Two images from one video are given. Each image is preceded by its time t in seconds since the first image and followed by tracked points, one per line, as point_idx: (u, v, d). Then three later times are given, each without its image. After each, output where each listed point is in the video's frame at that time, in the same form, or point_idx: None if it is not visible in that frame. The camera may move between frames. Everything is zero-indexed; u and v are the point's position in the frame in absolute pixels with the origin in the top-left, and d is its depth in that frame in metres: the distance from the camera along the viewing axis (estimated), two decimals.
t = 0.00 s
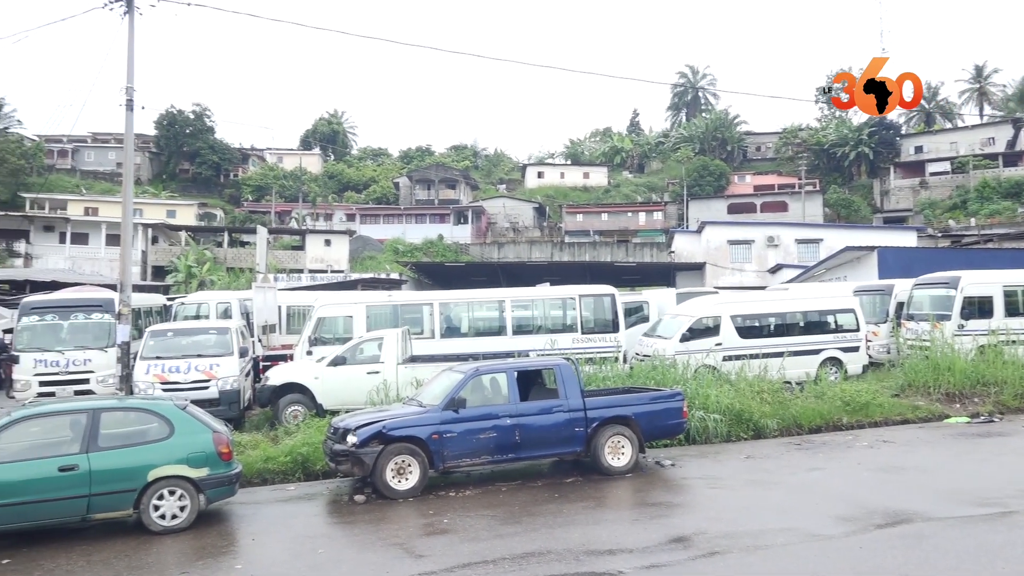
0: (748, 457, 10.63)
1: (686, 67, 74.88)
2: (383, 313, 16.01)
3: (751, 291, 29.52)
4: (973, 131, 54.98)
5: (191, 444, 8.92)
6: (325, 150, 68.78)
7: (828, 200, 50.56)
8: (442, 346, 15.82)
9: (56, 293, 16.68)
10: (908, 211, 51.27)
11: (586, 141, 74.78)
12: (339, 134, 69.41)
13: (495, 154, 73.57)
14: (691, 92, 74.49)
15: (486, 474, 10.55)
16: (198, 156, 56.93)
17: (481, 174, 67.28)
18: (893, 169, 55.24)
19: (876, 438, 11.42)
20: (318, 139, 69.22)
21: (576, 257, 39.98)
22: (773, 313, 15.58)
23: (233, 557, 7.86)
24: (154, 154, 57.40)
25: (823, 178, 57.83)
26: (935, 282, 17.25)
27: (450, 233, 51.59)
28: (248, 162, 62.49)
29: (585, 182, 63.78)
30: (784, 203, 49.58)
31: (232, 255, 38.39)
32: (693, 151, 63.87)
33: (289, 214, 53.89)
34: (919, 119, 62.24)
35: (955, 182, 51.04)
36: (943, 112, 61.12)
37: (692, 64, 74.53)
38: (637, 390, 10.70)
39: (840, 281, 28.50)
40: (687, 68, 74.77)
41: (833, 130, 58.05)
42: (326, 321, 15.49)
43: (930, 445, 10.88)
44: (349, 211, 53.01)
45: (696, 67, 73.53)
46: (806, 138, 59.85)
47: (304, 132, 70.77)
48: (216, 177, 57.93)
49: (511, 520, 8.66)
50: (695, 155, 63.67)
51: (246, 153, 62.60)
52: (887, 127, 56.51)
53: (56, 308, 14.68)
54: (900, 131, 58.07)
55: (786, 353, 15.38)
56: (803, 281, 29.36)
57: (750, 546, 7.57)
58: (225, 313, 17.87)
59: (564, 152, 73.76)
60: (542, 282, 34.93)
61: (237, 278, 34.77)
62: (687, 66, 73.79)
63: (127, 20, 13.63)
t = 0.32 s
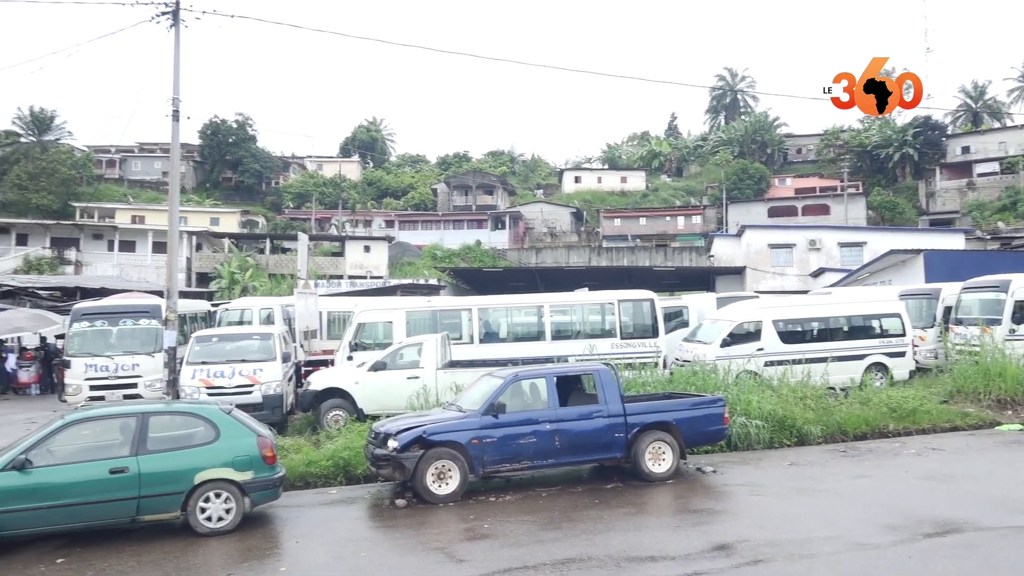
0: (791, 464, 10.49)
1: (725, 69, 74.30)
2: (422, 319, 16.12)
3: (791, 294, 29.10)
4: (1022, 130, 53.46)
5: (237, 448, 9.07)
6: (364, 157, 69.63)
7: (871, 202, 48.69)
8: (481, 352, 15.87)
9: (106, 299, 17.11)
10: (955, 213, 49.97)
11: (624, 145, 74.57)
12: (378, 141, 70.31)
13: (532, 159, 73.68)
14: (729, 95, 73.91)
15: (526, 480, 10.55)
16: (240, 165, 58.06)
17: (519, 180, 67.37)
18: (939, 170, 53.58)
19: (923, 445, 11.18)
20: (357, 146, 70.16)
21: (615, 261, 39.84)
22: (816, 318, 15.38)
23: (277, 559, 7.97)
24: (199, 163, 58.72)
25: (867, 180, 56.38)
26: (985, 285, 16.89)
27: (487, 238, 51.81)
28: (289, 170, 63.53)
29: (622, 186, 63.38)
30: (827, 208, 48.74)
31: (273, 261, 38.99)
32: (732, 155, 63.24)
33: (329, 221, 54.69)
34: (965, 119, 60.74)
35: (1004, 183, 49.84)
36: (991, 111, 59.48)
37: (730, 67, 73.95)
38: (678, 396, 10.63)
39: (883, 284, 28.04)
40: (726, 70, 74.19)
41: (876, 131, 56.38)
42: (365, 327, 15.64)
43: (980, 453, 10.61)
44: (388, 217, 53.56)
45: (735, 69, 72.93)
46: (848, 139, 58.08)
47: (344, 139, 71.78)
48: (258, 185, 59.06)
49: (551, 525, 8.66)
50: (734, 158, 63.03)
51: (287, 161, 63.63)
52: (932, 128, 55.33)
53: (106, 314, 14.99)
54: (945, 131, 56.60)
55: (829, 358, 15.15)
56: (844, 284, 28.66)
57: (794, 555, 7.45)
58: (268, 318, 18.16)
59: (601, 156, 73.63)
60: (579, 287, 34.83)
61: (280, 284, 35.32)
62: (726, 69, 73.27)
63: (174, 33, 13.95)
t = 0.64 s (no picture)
0: (834, 468, 10.33)
1: (763, 68, 73.31)
2: (459, 322, 16.22)
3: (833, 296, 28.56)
4: None
5: (280, 449, 9.21)
6: (400, 161, 70.24)
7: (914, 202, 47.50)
8: (519, 354, 15.92)
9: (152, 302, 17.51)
10: (1002, 212, 48.49)
11: (660, 146, 74.09)
12: (414, 145, 70.97)
13: (567, 161, 73.57)
14: (767, 94, 72.99)
15: (564, 482, 10.56)
16: (280, 170, 59.34)
17: (554, 182, 67.19)
18: (985, 168, 52.66)
19: (971, 449, 10.93)
20: (394, 150, 70.85)
21: (652, 263, 39.61)
22: (858, 319, 15.14)
23: (319, 559, 8.09)
24: (239, 168, 60.14)
25: (910, 179, 54.68)
26: None
27: (523, 240, 51.93)
28: (327, 174, 64.34)
29: (658, 187, 62.84)
30: (869, 207, 47.18)
31: (312, 265, 39.64)
32: (770, 154, 62.40)
33: (366, 224, 55.27)
34: (1014, 114, 58.73)
35: None
36: None
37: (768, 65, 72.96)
38: (717, 398, 10.55)
39: (928, 285, 27.53)
40: (764, 69, 73.22)
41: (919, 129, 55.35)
42: (404, 329, 15.76)
43: None
44: (424, 220, 53.86)
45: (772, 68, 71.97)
46: (891, 137, 57.02)
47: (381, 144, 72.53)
48: (297, 190, 60.19)
49: (590, 528, 8.64)
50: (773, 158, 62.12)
51: (325, 166, 64.44)
52: (978, 125, 53.71)
53: (150, 317, 15.34)
54: (993, 127, 54.83)
55: (872, 361, 14.91)
56: (886, 285, 27.66)
57: (837, 560, 7.33)
58: (307, 321, 18.42)
59: (637, 158, 73.26)
60: (616, 289, 34.69)
61: (318, 287, 35.74)
62: (764, 68, 72.31)
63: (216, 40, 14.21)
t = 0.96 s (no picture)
0: (883, 474, 10.13)
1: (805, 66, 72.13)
2: (501, 325, 16.28)
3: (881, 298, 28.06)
4: None
5: (326, 451, 9.33)
6: (440, 165, 70.78)
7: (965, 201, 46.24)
8: (560, 357, 15.93)
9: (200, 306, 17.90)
10: None
11: (702, 147, 73.38)
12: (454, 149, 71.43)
13: (607, 163, 73.35)
14: (811, 93, 71.85)
15: (606, 486, 10.52)
16: (322, 175, 60.43)
17: (595, 184, 66.94)
18: None
19: None
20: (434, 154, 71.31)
21: (694, 266, 39.30)
22: (908, 322, 14.85)
23: (364, 560, 8.19)
24: (283, 175, 61.43)
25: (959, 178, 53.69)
26: None
27: (563, 243, 51.92)
28: (368, 179, 65.19)
29: (699, 189, 62.24)
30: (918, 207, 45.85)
31: (354, 269, 40.20)
32: (814, 154, 61.35)
33: (408, 228, 55.79)
34: None
35: None
36: None
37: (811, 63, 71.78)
38: (761, 402, 10.43)
39: (980, 286, 26.85)
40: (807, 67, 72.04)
41: (970, 126, 53.78)
42: (445, 333, 15.80)
43: None
44: (465, 224, 54.27)
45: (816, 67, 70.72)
46: (940, 136, 55.76)
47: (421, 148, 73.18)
48: (339, 195, 61.26)
49: (633, 532, 8.59)
50: (816, 158, 61.06)
51: (367, 171, 65.31)
52: None
53: (199, 321, 15.68)
54: None
55: (922, 364, 14.58)
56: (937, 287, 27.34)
57: (887, 568, 7.17)
58: (350, 324, 18.67)
59: (678, 159, 72.77)
60: (657, 292, 34.49)
61: (361, 291, 36.21)
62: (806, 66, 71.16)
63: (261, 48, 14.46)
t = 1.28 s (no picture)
0: (937, 479, 9.91)
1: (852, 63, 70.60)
2: (543, 326, 16.32)
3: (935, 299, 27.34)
4: None
5: (371, 451, 9.45)
6: (482, 167, 71.15)
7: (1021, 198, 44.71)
8: (602, 358, 15.90)
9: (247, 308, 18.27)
10: None
11: (745, 146, 72.50)
12: (495, 151, 71.62)
13: (649, 163, 72.84)
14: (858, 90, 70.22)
15: (650, 489, 10.46)
16: (365, 178, 61.25)
17: (637, 185, 66.46)
18: None
19: None
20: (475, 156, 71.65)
21: (738, 266, 38.87)
22: (961, 323, 14.49)
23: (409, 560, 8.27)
24: (327, 178, 62.40)
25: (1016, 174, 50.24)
26: None
27: (605, 244, 51.68)
28: (410, 181, 65.80)
29: (743, 188, 61.44)
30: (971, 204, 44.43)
31: (397, 271, 40.56)
32: (862, 152, 59.99)
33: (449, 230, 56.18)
34: None
35: None
36: None
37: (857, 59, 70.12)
38: (809, 404, 10.28)
39: None
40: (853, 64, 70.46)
41: None
42: (488, 334, 15.98)
43: None
44: (506, 226, 54.53)
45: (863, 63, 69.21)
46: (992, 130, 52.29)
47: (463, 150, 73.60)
48: (382, 198, 62.00)
49: (679, 535, 8.54)
50: (864, 156, 59.73)
51: (409, 174, 65.95)
52: None
53: (247, 322, 15.98)
54: None
55: (977, 366, 14.17)
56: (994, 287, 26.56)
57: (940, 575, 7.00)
58: (394, 326, 18.91)
59: (721, 159, 72.09)
60: (702, 293, 34.16)
61: (404, 293, 36.59)
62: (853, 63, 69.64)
63: (306, 53, 14.67)
